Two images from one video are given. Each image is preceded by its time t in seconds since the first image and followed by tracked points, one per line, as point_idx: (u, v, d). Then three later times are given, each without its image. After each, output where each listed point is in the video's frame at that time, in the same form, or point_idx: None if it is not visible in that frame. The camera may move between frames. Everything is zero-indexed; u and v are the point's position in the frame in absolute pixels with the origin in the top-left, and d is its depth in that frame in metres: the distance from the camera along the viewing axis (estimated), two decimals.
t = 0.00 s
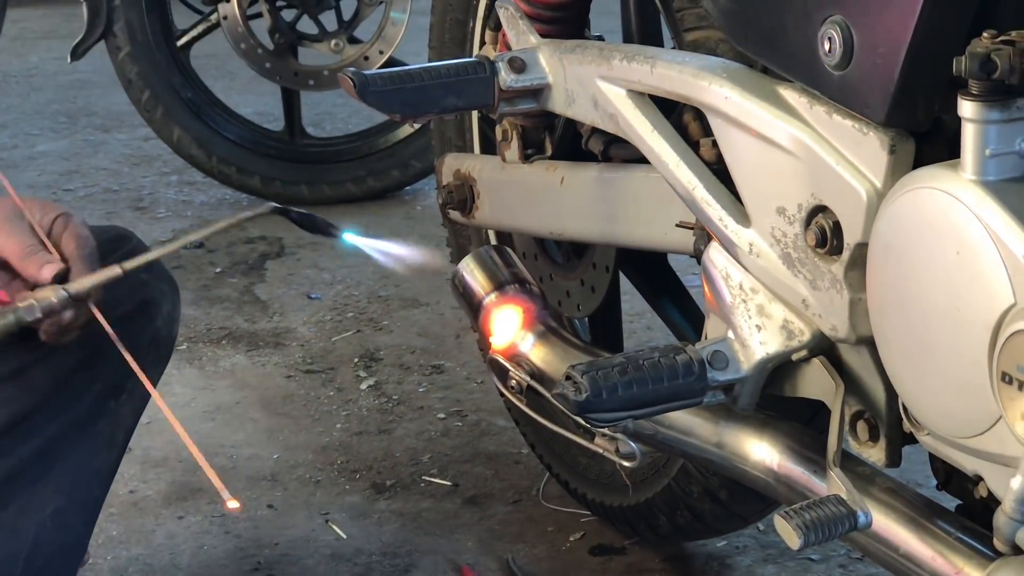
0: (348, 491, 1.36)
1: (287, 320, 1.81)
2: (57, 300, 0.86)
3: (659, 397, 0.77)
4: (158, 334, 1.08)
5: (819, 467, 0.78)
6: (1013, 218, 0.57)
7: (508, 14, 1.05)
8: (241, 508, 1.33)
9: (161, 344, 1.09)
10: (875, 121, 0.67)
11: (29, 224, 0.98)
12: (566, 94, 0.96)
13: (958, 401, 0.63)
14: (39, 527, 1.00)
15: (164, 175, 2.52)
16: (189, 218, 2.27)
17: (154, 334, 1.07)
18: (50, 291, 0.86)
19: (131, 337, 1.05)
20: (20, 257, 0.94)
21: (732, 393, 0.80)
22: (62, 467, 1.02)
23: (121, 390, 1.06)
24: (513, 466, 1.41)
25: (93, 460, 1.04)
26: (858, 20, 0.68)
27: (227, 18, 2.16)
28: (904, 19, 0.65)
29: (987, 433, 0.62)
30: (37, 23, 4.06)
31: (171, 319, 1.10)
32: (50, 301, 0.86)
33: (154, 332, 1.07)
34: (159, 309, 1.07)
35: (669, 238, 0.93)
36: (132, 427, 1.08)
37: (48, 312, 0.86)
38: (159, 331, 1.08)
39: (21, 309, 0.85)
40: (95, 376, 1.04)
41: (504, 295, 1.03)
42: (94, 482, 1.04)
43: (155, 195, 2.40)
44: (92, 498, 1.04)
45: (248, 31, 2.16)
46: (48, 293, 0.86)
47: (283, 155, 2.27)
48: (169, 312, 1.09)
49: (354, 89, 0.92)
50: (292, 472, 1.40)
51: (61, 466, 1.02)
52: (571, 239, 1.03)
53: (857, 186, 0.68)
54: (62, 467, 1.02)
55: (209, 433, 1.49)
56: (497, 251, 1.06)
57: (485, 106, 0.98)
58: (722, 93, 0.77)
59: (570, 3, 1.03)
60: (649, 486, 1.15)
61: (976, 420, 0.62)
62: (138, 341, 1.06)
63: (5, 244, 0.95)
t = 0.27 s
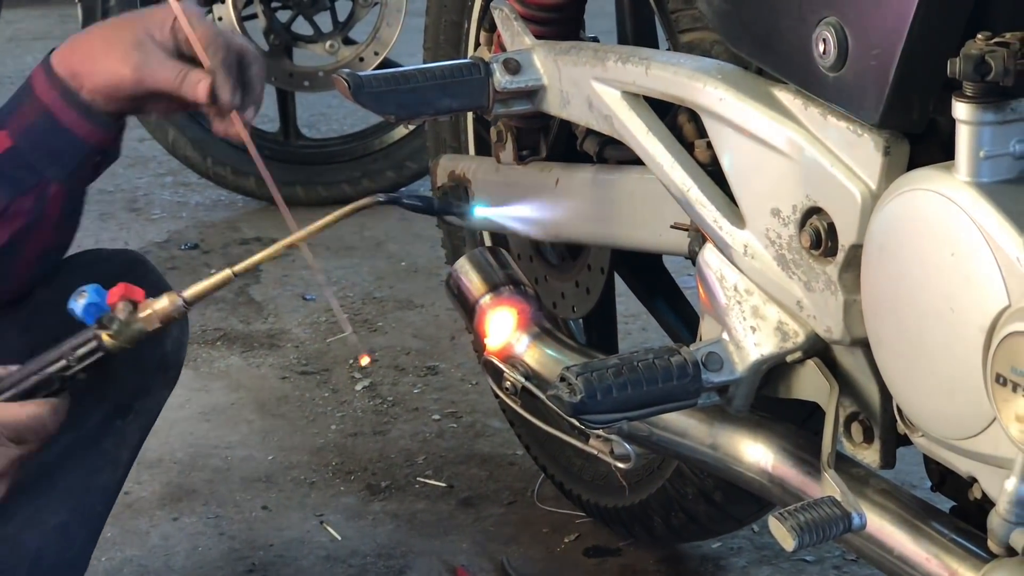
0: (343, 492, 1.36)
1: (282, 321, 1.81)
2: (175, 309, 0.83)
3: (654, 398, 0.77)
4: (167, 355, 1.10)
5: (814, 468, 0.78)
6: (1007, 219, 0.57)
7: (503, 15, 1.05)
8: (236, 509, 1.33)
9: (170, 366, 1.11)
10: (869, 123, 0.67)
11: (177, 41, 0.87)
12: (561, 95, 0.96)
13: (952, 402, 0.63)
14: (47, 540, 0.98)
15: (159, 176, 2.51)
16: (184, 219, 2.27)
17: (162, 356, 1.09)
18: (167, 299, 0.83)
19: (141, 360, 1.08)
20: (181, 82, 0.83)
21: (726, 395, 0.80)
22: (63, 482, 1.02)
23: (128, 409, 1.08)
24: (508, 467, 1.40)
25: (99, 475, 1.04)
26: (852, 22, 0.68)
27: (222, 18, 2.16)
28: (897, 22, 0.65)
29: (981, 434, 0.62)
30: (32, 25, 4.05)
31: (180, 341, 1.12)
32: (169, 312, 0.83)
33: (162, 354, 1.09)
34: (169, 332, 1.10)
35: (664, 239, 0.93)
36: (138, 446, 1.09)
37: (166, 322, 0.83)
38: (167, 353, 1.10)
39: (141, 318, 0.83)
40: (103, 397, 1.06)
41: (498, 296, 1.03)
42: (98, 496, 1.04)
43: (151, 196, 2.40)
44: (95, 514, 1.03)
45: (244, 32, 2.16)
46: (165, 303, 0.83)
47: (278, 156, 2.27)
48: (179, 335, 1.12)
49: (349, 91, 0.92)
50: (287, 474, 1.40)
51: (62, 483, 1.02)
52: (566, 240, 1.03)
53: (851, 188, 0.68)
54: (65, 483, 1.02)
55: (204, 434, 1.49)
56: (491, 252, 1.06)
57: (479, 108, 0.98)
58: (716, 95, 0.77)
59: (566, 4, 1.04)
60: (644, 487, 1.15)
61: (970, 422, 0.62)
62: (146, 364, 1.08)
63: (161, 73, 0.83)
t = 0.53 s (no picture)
0: (342, 494, 1.36)
1: (280, 323, 1.81)
2: (182, 396, 0.88)
3: (652, 400, 0.77)
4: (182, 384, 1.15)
5: (812, 470, 0.78)
6: (1006, 221, 0.57)
7: (500, 16, 1.04)
8: (234, 511, 1.33)
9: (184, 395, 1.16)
10: (867, 124, 0.67)
11: (247, 72, 1.05)
12: (559, 97, 0.96)
13: (951, 404, 0.63)
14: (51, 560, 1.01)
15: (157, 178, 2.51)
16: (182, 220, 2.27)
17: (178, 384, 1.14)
18: (175, 386, 0.88)
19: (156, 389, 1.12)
20: (272, 104, 0.97)
21: (724, 396, 0.80)
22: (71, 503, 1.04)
23: (140, 435, 1.10)
24: (506, 469, 1.40)
25: (106, 497, 1.06)
26: (849, 23, 0.68)
27: (221, 20, 2.16)
28: (896, 22, 0.65)
29: (979, 436, 0.62)
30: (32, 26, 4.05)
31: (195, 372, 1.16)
32: (178, 398, 0.88)
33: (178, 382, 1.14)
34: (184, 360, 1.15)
35: (661, 240, 0.93)
36: (148, 470, 1.11)
37: (174, 407, 0.89)
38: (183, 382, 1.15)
39: (149, 403, 0.89)
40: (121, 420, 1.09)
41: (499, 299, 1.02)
42: (106, 517, 1.06)
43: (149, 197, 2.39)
44: (102, 535, 1.05)
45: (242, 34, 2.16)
46: (175, 389, 0.88)
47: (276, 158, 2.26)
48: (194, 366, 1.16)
49: (346, 92, 0.92)
50: (284, 475, 1.40)
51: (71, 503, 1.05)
52: (564, 242, 1.03)
53: (849, 189, 0.68)
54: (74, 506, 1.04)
55: (202, 436, 1.49)
56: (489, 254, 1.06)
57: (476, 109, 0.98)
58: (714, 96, 0.77)
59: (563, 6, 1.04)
60: (642, 489, 1.15)
61: (968, 423, 0.62)
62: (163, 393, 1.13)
63: (253, 101, 0.97)
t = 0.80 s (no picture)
0: (343, 496, 1.36)
1: (282, 325, 1.81)
2: (196, 393, 0.87)
3: (653, 402, 0.77)
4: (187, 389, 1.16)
5: (814, 471, 0.78)
6: (1007, 223, 0.57)
7: (503, 18, 1.03)
8: (236, 513, 1.33)
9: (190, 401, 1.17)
10: (869, 126, 0.67)
11: (277, 102, 1.06)
12: (561, 99, 0.96)
13: (952, 406, 0.63)
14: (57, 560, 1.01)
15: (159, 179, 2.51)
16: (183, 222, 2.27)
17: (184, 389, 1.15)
18: (187, 381, 0.88)
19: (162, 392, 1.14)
20: (304, 131, 0.99)
21: (726, 398, 0.80)
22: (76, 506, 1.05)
23: (145, 441, 1.10)
24: (508, 471, 1.40)
25: (112, 500, 1.07)
26: (850, 25, 0.68)
27: (222, 22, 2.17)
28: (896, 24, 0.65)
29: (981, 438, 0.62)
30: (33, 28, 4.06)
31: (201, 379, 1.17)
32: (190, 394, 0.87)
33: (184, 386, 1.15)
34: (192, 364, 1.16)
35: (663, 242, 0.93)
36: (153, 475, 1.11)
37: (188, 403, 0.88)
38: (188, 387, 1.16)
39: (161, 399, 0.88)
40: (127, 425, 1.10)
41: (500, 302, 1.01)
42: (111, 521, 1.06)
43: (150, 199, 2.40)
44: (108, 538, 1.05)
45: (244, 36, 2.16)
46: (187, 385, 0.87)
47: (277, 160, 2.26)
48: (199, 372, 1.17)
49: (347, 93, 0.93)
50: (286, 477, 1.40)
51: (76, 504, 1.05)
52: (565, 243, 1.03)
53: (851, 191, 0.68)
54: (77, 509, 1.04)
55: (204, 438, 1.49)
56: (491, 257, 1.06)
57: (479, 111, 0.98)
58: (716, 98, 0.77)
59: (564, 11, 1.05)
60: (644, 491, 1.15)
61: (969, 425, 0.62)
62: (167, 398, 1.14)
63: (285, 129, 0.99)
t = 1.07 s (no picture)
0: (346, 498, 1.36)
1: (284, 327, 1.81)
2: (204, 394, 0.88)
3: (656, 404, 0.77)
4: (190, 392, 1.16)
5: (816, 473, 0.78)
6: (1009, 225, 0.57)
7: (505, 20, 1.03)
8: (239, 515, 1.33)
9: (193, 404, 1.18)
10: (871, 127, 0.67)
11: (274, 107, 1.06)
12: (563, 101, 0.96)
13: (954, 407, 0.63)
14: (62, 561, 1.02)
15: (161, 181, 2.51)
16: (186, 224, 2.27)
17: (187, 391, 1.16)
18: (195, 382, 0.88)
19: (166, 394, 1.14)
20: (302, 136, 0.98)
21: (728, 400, 0.80)
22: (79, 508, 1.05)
23: (148, 442, 1.10)
24: (510, 472, 1.40)
25: (114, 502, 1.07)
26: (853, 27, 0.68)
27: (224, 24, 2.17)
28: (899, 26, 0.64)
29: (983, 439, 0.62)
30: (35, 30, 4.06)
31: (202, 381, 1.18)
32: (198, 395, 0.88)
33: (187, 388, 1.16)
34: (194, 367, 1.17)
35: (665, 243, 0.93)
36: (155, 477, 1.11)
37: (196, 404, 0.89)
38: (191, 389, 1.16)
39: (170, 399, 0.89)
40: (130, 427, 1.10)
41: (503, 303, 1.02)
42: (112, 523, 1.06)
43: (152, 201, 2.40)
44: (110, 540, 1.05)
45: (246, 38, 2.16)
46: (195, 385, 0.88)
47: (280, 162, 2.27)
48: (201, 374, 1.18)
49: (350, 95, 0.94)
50: (289, 479, 1.40)
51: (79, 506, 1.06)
52: (567, 245, 1.03)
53: (853, 193, 0.68)
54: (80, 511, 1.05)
55: (207, 440, 1.49)
56: (494, 258, 1.06)
57: (481, 113, 0.98)
58: (718, 99, 0.77)
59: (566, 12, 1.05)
60: (646, 492, 1.15)
61: (972, 427, 0.62)
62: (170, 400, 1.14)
63: (282, 134, 0.98)
